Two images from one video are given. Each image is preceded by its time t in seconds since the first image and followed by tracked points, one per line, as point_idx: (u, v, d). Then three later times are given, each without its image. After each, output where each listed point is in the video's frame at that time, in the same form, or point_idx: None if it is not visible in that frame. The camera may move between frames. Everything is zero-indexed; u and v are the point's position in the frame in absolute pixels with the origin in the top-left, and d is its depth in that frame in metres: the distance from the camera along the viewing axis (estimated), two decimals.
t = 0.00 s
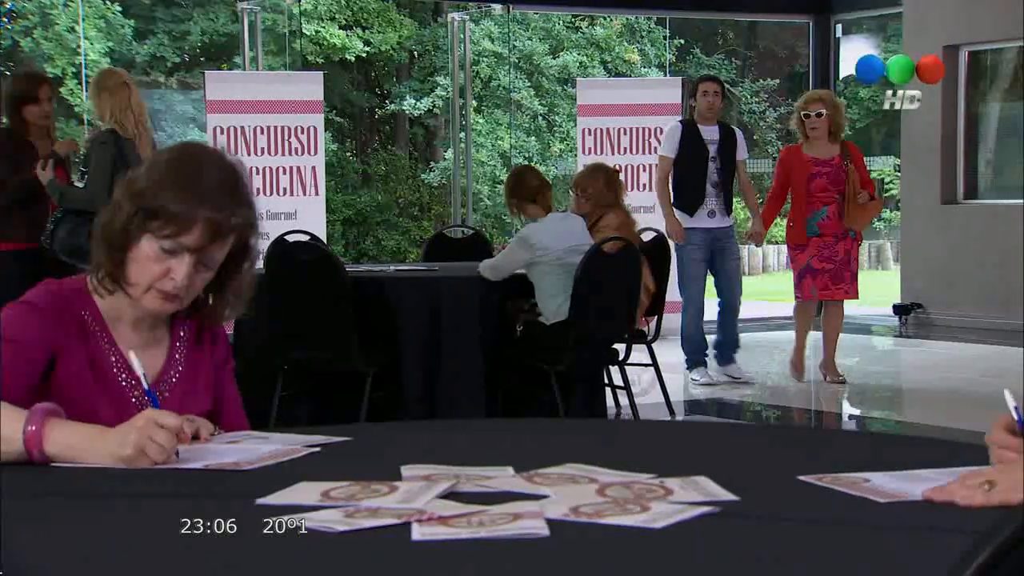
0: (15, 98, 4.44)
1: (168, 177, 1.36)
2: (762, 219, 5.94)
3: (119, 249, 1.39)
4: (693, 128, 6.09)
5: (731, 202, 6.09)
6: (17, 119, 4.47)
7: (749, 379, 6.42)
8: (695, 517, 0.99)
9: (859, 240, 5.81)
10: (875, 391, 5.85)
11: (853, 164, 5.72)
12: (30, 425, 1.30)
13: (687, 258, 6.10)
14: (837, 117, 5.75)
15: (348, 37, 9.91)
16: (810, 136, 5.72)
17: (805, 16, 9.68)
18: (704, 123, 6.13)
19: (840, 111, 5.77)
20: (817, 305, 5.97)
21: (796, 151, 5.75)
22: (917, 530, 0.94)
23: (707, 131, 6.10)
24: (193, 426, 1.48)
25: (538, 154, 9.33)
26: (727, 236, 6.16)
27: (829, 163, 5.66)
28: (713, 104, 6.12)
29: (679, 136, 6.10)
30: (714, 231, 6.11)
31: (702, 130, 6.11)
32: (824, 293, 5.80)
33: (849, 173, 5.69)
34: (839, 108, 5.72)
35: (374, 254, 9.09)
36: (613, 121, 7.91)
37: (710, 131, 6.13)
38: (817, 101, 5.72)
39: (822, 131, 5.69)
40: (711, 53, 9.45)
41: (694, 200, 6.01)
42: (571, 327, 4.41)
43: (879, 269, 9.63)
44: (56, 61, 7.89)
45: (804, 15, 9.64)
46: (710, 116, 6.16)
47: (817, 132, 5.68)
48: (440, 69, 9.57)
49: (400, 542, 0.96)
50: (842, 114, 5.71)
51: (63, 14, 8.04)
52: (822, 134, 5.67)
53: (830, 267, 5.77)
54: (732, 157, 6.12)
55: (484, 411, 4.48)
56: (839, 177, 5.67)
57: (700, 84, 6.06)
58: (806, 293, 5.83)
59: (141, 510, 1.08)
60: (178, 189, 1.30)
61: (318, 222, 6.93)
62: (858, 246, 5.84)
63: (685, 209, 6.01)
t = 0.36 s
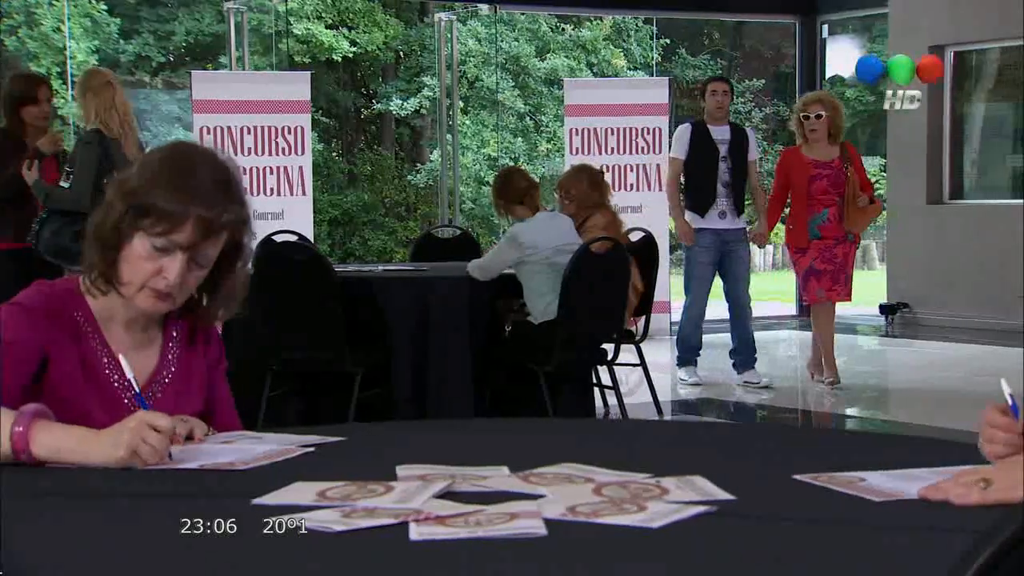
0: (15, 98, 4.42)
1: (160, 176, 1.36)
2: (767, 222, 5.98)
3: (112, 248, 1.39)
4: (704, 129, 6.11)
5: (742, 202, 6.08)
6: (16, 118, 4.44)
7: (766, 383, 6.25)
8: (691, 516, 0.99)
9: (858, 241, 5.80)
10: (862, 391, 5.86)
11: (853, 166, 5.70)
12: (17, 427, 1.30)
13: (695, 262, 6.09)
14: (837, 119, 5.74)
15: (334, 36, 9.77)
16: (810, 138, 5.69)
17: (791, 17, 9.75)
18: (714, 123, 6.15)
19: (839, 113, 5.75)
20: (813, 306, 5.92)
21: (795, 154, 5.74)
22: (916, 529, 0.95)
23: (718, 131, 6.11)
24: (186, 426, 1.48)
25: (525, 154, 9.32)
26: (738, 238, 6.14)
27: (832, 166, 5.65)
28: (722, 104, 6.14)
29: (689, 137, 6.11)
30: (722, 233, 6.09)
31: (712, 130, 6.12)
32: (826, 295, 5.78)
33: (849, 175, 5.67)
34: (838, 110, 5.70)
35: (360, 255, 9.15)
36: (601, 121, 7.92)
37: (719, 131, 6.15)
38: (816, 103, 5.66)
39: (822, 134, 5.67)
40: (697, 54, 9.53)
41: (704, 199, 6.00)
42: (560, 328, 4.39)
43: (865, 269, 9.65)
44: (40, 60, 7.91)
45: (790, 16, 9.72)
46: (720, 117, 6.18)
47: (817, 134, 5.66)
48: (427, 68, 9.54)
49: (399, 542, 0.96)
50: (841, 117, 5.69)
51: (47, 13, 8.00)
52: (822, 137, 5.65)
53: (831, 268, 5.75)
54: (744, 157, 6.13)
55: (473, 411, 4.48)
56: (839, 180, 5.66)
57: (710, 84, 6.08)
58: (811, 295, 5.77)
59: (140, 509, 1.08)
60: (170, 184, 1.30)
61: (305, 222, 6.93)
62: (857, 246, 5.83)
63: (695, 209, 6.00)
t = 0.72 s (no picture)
0: None
1: (150, 179, 1.35)
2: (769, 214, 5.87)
3: (103, 249, 1.39)
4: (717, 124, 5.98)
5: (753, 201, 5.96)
6: None
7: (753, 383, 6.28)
8: (687, 515, 1.00)
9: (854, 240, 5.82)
10: (848, 391, 5.88)
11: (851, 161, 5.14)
12: (10, 427, 1.30)
13: (708, 254, 5.98)
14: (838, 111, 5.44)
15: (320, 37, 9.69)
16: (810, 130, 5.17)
17: (778, 17, 9.77)
18: (729, 119, 6.01)
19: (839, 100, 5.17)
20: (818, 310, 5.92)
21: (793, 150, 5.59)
22: (916, 529, 0.95)
23: (731, 127, 5.98)
24: (179, 426, 1.48)
25: (512, 155, 9.29)
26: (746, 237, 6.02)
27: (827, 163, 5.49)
28: (737, 101, 6.00)
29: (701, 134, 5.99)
30: (734, 230, 5.96)
31: (726, 127, 5.99)
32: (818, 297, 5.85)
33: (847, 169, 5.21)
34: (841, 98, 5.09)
35: (346, 254, 9.10)
36: (586, 121, 7.94)
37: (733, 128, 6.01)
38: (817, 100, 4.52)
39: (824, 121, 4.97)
40: (683, 54, 9.54)
41: (715, 197, 5.88)
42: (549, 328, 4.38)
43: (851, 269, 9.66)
44: (24, 62, 7.91)
45: (777, 16, 9.74)
46: (735, 113, 6.04)
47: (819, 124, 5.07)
48: (415, 69, 9.64)
49: (393, 542, 0.97)
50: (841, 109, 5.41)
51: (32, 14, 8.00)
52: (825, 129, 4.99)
53: (824, 270, 5.79)
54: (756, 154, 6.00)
55: (461, 411, 4.48)
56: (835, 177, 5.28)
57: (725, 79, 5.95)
58: (800, 298, 5.85)
59: (138, 510, 1.08)
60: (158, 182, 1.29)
61: (291, 222, 6.93)
62: (855, 245, 5.85)
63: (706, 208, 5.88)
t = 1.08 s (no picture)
0: None
1: (137, 180, 1.35)
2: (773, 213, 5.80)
3: (95, 251, 1.39)
4: (718, 128, 5.91)
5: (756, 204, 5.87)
6: None
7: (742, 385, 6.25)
8: (685, 513, 1.00)
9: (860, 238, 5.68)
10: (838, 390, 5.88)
11: (852, 161, 5.47)
12: (5, 427, 1.30)
13: (713, 257, 5.86)
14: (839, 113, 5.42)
15: (309, 37, 9.67)
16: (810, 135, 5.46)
17: (766, 17, 9.79)
18: (730, 122, 5.94)
19: (842, 108, 5.52)
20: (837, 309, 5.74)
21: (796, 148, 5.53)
22: (918, 527, 0.95)
23: (732, 131, 5.91)
24: (174, 426, 1.48)
25: (501, 156, 9.28)
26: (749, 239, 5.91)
27: (826, 164, 5.45)
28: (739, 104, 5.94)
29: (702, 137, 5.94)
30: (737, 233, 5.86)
31: (727, 130, 5.92)
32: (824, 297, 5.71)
33: (847, 172, 5.47)
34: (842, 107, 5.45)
35: (335, 254, 9.13)
36: (575, 121, 7.94)
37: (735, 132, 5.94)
38: (821, 98, 5.31)
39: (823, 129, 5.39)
40: (672, 53, 9.47)
41: (716, 200, 5.80)
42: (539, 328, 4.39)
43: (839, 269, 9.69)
44: (11, 61, 7.73)
45: (765, 16, 9.76)
46: (737, 116, 5.97)
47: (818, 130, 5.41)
48: (404, 69, 9.59)
49: (393, 540, 0.97)
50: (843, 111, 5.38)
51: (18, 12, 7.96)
52: (823, 133, 5.38)
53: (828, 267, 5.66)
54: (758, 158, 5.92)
55: (452, 411, 4.47)
56: (834, 177, 5.48)
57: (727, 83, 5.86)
58: (806, 296, 5.73)
59: (137, 510, 1.08)
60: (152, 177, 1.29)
61: (281, 222, 6.91)
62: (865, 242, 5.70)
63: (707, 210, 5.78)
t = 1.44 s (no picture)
0: None
1: (127, 181, 1.34)
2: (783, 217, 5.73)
3: (90, 253, 1.38)
4: (716, 128, 5.87)
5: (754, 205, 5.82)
6: None
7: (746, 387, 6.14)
8: (684, 513, 1.00)
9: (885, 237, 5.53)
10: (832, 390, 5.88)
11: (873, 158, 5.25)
12: (4, 427, 1.31)
13: (711, 258, 5.83)
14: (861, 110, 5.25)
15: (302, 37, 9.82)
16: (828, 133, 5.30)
17: (759, 17, 9.78)
18: (730, 123, 5.90)
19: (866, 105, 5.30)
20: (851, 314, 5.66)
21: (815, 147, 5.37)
22: (922, 527, 0.95)
23: (731, 131, 5.87)
24: (171, 426, 1.48)
25: (494, 155, 9.28)
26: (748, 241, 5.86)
27: (847, 161, 5.27)
28: (738, 104, 5.90)
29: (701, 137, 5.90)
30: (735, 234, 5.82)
31: (726, 130, 5.88)
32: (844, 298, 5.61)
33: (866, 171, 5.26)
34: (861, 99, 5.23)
35: (327, 254, 9.15)
36: (568, 121, 7.94)
37: (734, 132, 5.89)
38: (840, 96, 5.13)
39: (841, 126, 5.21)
40: (664, 53, 9.43)
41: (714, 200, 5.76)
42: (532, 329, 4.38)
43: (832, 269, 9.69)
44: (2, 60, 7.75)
45: (758, 16, 9.75)
46: (736, 116, 5.93)
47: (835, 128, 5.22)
48: (396, 69, 9.60)
49: (394, 540, 0.97)
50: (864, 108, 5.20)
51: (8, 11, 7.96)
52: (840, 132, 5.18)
53: (846, 269, 5.56)
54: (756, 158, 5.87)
55: (446, 410, 4.48)
56: (856, 175, 5.29)
57: (726, 82, 5.85)
58: (822, 297, 5.65)
59: (136, 509, 1.08)
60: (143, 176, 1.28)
61: (274, 222, 6.91)
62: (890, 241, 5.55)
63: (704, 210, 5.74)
